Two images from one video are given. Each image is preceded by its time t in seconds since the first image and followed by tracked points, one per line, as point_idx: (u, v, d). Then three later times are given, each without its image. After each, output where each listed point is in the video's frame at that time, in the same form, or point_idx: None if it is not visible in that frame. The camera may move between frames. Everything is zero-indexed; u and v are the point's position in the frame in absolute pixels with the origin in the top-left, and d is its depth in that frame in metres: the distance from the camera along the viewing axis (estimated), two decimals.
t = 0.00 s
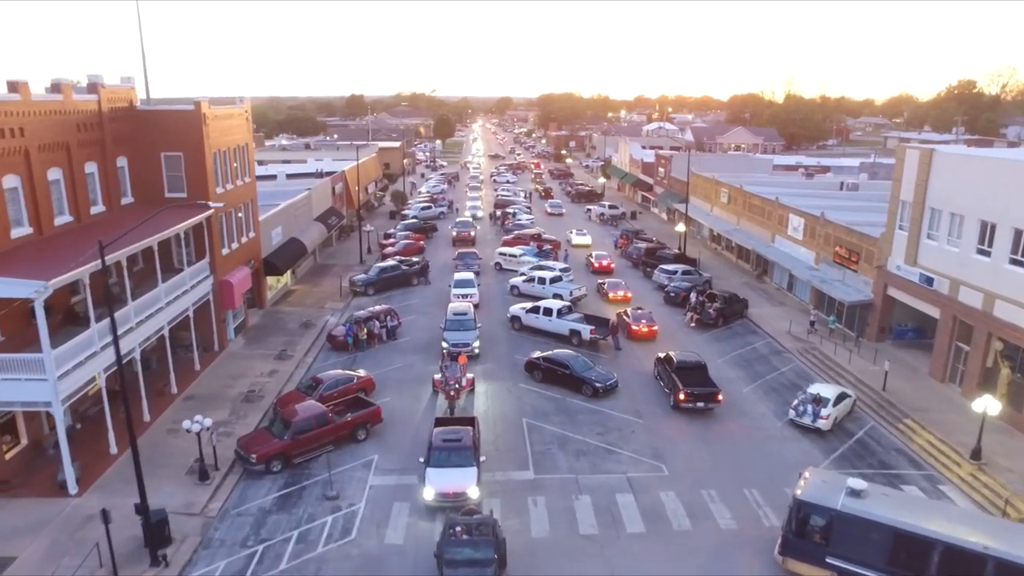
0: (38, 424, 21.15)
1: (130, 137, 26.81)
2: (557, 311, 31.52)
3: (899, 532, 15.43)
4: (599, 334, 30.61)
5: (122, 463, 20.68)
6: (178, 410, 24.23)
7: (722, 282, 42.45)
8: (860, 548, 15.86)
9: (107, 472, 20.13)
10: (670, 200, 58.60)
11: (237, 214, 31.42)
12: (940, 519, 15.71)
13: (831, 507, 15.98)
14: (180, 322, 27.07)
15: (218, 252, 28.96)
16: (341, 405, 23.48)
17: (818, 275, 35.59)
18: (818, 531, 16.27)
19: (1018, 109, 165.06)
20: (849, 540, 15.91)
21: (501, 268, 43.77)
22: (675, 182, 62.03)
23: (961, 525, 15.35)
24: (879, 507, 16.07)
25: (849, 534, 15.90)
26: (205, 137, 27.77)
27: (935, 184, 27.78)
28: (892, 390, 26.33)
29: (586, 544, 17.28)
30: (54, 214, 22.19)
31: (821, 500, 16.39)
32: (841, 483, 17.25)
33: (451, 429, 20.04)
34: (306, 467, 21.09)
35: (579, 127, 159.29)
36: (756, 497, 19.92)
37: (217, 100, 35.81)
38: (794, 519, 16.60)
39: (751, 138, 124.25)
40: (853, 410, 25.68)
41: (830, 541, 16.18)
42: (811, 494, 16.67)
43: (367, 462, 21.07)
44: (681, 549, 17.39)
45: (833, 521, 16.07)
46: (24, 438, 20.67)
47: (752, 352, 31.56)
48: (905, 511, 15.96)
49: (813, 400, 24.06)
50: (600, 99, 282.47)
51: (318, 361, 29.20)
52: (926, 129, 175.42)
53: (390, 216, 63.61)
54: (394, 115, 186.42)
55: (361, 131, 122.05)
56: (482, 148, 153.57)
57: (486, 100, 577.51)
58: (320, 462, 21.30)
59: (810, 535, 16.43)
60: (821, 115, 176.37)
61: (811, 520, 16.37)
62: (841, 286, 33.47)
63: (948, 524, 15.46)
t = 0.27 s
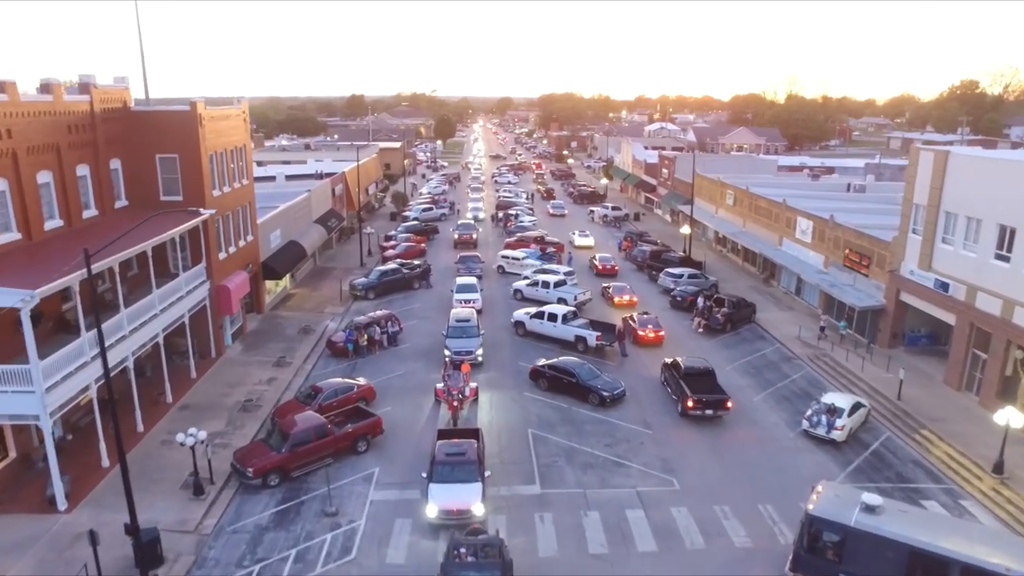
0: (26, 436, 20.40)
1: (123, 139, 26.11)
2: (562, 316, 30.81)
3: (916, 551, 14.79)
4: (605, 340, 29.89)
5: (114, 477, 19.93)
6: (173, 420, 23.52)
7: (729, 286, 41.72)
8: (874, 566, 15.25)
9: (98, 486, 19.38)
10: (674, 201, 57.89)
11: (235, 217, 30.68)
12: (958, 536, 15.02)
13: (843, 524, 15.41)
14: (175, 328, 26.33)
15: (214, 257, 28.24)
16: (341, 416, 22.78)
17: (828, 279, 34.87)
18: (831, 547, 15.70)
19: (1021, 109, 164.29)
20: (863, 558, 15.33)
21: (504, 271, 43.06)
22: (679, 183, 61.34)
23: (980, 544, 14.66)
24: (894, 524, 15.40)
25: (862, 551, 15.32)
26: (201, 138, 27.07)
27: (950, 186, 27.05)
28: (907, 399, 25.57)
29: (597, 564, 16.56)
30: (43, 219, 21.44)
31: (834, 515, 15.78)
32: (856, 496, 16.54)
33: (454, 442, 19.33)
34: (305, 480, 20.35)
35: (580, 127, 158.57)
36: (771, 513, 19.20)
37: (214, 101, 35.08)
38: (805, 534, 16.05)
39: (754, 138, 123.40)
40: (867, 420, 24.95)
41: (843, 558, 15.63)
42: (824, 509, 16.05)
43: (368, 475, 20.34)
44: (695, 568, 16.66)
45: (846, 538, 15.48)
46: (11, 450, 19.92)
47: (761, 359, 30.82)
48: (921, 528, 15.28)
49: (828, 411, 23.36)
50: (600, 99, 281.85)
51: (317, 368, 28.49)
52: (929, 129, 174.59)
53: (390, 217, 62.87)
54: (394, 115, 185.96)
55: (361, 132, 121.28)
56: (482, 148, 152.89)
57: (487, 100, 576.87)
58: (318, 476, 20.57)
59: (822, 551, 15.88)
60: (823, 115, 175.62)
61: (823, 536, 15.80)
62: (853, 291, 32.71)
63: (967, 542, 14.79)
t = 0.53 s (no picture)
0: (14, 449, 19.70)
1: (119, 141, 25.42)
2: (568, 322, 30.06)
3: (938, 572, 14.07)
4: (612, 347, 29.18)
5: (106, 492, 19.24)
6: (169, 430, 22.82)
7: (737, 290, 41.00)
8: None
9: (88, 502, 18.69)
10: (680, 203, 57.19)
11: (234, 220, 30.02)
12: (980, 557, 14.33)
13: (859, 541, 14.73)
14: (172, 335, 25.65)
15: (213, 261, 27.57)
16: (342, 426, 22.08)
17: (839, 284, 34.14)
18: (846, 565, 14.94)
19: None
20: None
21: (508, 274, 42.35)
22: (685, 184, 60.61)
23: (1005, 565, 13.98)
24: (913, 542, 14.71)
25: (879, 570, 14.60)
26: (200, 140, 26.40)
27: (968, 190, 26.31)
28: (925, 409, 24.80)
29: None
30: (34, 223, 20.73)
31: (849, 532, 15.11)
32: (872, 513, 15.87)
33: (459, 457, 18.64)
34: (305, 495, 19.65)
35: (583, 128, 157.86)
36: (788, 530, 18.46)
37: (213, 102, 34.44)
38: (819, 551, 15.29)
39: (758, 138, 122.48)
40: (884, 431, 24.19)
41: None
42: (838, 525, 15.38)
43: (370, 490, 19.64)
44: None
45: (862, 555, 14.73)
46: None
47: (773, 366, 30.09)
48: (941, 547, 14.60)
49: (844, 422, 22.61)
50: (603, 99, 281.08)
51: (318, 375, 27.81)
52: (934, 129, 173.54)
53: (393, 219, 62.21)
54: (396, 115, 185.37)
55: (364, 132, 120.67)
56: (485, 148, 152.20)
57: (489, 100, 576.27)
58: (318, 490, 19.87)
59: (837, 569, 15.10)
60: (828, 115, 174.65)
61: (838, 553, 15.03)
62: (866, 296, 31.97)
63: (990, 563, 14.09)
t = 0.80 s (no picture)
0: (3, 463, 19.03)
1: (114, 142, 24.76)
2: (575, 329, 29.30)
3: None
4: (620, 353, 28.45)
5: (98, 507, 18.57)
6: (165, 441, 22.11)
7: (746, 294, 40.27)
8: None
9: (79, 518, 18.01)
10: (686, 205, 56.48)
11: (233, 223, 29.35)
12: None
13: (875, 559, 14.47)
14: (169, 342, 24.97)
15: (211, 266, 26.90)
16: (343, 437, 21.41)
17: (852, 288, 33.40)
18: None
19: None
20: None
21: (512, 278, 41.64)
22: (691, 186, 59.87)
23: None
24: (931, 561, 14.32)
25: None
26: (197, 142, 25.73)
27: (988, 193, 25.60)
28: (943, 418, 24.03)
29: None
30: (25, 228, 20.06)
31: (865, 549, 14.78)
32: (889, 528, 15.45)
33: (466, 473, 18.01)
34: (304, 510, 18.96)
35: (586, 128, 157.11)
36: (807, 548, 17.73)
37: (213, 103, 33.81)
38: (834, 567, 15.05)
39: (762, 138, 121.49)
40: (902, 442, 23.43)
41: None
42: (854, 541, 15.05)
43: (372, 505, 18.94)
44: None
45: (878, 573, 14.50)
46: None
47: (785, 373, 29.35)
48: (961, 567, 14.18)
49: (861, 433, 21.77)
50: (605, 99, 280.29)
51: (318, 383, 27.13)
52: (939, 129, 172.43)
53: (395, 221, 61.54)
54: (399, 115, 184.80)
55: (365, 132, 120.03)
56: (487, 149, 151.54)
57: (491, 100, 575.68)
58: (318, 505, 19.18)
59: None
60: (832, 115, 173.65)
61: (853, 571, 14.77)
62: (879, 301, 31.23)
63: None
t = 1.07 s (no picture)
0: None
1: (106, 143, 24.04)
2: (580, 334, 28.62)
3: None
4: (627, 360, 27.74)
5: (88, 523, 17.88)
6: (159, 452, 21.41)
7: (753, 297, 39.55)
8: None
9: (68, 535, 17.32)
10: (691, 206, 55.75)
11: (229, 226, 28.64)
12: None
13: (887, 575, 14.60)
14: (163, 349, 24.25)
15: (207, 270, 26.18)
16: (343, 449, 20.71)
17: (862, 292, 32.67)
18: None
19: None
20: None
21: (515, 280, 40.93)
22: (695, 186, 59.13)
23: None
24: None
25: None
26: (193, 144, 25.02)
27: (1006, 195, 24.89)
28: (960, 428, 23.30)
29: None
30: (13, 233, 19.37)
31: (878, 565, 14.91)
32: (905, 545, 15.54)
33: (471, 488, 17.32)
34: (302, 526, 18.27)
35: (587, 128, 156.31)
36: (825, 566, 17.03)
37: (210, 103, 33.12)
38: None
39: (764, 138, 120.48)
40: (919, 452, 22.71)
41: None
42: (867, 557, 15.19)
43: (373, 521, 18.24)
44: None
45: None
46: None
47: (795, 380, 28.63)
48: None
49: (878, 444, 21.09)
50: (606, 98, 279.49)
51: (317, 391, 26.42)
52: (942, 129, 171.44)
53: (395, 222, 60.83)
54: (399, 115, 184.17)
55: (366, 131, 119.30)
56: (488, 149, 150.72)
57: (491, 100, 574.95)
58: (317, 520, 18.49)
59: None
60: (834, 115, 172.71)
61: None
62: (891, 306, 30.50)
63: None
